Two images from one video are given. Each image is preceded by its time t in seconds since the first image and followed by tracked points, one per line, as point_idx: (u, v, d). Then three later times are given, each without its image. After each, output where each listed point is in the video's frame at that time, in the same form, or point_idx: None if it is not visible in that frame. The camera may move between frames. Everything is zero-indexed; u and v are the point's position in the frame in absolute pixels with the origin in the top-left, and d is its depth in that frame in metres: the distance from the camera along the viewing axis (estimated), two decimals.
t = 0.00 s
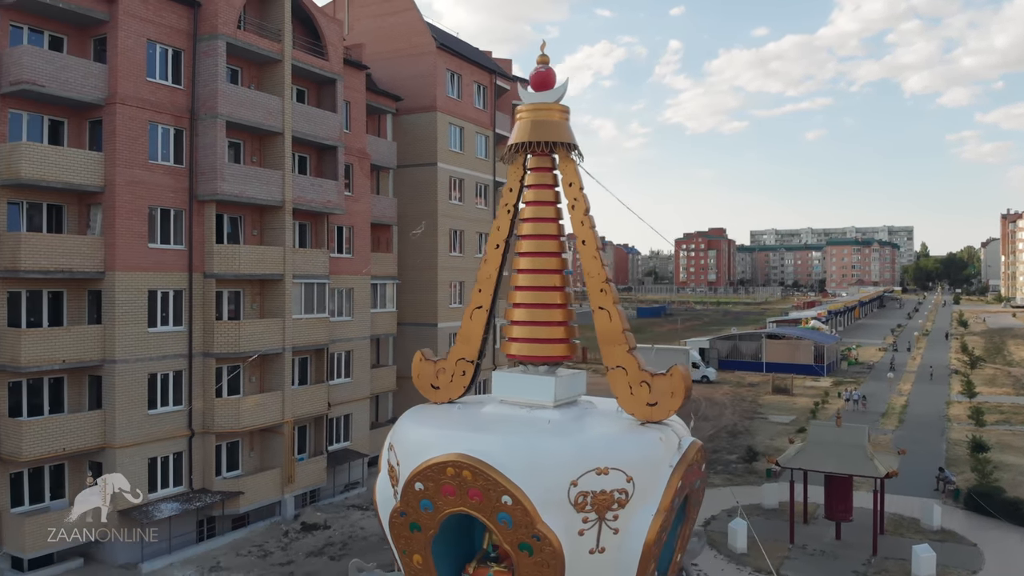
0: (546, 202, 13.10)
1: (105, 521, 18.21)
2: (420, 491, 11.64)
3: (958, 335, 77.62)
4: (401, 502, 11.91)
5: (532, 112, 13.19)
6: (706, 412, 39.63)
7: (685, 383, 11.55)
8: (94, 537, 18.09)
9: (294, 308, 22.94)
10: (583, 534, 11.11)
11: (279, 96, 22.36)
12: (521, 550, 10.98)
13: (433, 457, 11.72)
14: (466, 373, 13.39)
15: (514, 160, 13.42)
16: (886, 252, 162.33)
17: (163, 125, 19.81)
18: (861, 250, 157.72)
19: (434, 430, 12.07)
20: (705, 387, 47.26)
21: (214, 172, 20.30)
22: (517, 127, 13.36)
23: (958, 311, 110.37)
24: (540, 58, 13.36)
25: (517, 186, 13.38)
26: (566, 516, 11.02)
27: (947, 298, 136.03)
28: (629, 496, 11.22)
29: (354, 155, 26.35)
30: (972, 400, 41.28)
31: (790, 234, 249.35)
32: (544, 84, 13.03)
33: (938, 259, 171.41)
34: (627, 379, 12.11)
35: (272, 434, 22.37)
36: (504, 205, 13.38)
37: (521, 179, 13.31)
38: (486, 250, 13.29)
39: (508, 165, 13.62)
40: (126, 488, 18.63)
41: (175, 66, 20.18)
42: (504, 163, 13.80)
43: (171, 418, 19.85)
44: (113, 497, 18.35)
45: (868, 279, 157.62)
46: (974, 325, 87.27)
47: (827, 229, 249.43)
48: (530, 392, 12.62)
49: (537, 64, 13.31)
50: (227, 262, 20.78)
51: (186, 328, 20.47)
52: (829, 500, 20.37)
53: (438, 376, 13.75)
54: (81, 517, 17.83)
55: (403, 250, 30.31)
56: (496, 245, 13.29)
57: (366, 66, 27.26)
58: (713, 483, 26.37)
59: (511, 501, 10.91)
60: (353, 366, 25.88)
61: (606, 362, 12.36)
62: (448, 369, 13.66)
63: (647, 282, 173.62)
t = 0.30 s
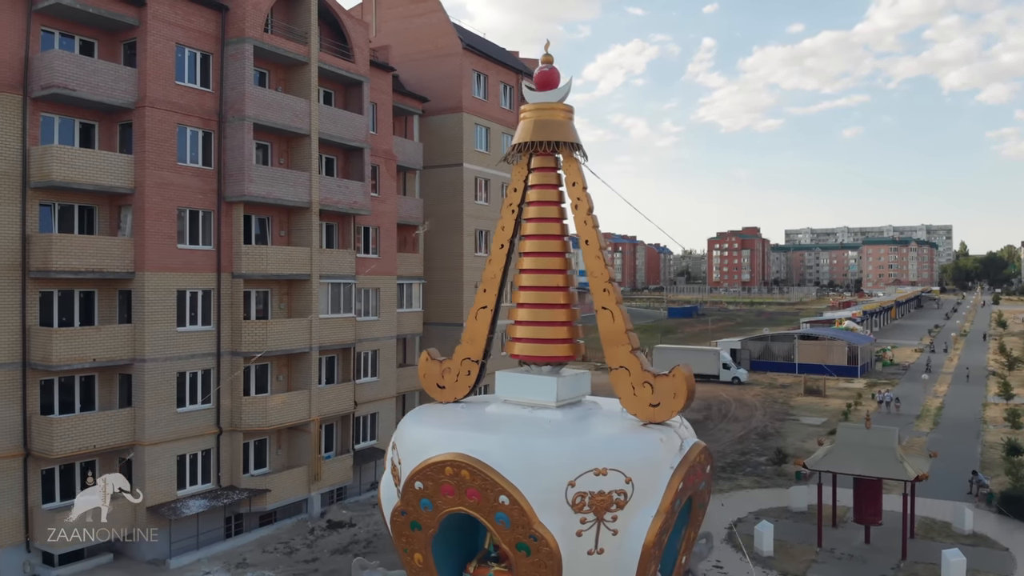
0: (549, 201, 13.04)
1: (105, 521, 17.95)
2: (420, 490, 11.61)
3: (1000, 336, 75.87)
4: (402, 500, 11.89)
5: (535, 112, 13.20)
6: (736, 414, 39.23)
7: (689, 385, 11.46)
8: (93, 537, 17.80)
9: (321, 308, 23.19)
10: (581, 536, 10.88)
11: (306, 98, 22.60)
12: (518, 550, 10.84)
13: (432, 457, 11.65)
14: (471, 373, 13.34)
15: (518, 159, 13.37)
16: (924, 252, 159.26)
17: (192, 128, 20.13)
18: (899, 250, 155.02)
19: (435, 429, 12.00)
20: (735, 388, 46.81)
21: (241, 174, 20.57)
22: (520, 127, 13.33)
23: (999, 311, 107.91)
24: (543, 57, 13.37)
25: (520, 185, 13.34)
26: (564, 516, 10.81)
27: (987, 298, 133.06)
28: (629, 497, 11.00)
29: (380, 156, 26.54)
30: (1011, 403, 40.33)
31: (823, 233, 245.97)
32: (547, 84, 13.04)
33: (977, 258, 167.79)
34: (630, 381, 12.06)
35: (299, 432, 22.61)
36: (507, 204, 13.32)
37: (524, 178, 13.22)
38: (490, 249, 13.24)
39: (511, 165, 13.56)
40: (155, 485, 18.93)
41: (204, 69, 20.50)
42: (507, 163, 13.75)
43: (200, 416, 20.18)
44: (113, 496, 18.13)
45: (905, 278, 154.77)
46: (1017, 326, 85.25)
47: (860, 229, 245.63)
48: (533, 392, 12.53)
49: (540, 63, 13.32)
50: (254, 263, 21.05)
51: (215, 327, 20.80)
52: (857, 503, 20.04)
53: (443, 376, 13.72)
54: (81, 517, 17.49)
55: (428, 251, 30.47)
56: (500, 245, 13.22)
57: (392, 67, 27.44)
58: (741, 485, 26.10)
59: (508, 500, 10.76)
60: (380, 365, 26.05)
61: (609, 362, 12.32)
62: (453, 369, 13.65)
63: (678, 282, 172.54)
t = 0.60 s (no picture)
0: (550, 199, 12.88)
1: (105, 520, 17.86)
2: (417, 488, 11.58)
3: None
4: (400, 498, 11.87)
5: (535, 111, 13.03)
6: (763, 415, 38.83)
7: (688, 385, 11.35)
8: (93, 538, 17.74)
9: (345, 307, 23.36)
10: (576, 535, 10.84)
11: (330, 100, 22.79)
12: (513, 549, 10.80)
13: (429, 455, 11.62)
14: (474, 372, 13.34)
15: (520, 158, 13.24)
16: (960, 251, 156.15)
17: (217, 130, 20.41)
18: (934, 249, 152.16)
19: (433, 427, 11.94)
20: (764, 389, 46.35)
21: (266, 175, 20.79)
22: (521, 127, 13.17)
23: None
24: (545, 56, 13.23)
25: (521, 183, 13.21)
26: (559, 516, 10.77)
27: None
28: (624, 498, 10.94)
29: (404, 157, 26.69)
30: None
31: (854, 232, 242.44)
32: (549, 83, 12.88)
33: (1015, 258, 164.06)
34: (630, 380, 11.97)
35: (323, 431, 22.80)
36: (509, 203, 13.23)
37: (526, 177, 13.08)
38: (492, 248, 13.26)
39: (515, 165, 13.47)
40: (181, 482, 19.21)
41: (229, 72, 20.77)
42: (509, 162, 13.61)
43: (225, 414, 20.45)
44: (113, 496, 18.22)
45: (940, 278, 151.86)
46: None
47: (892, 228, 241.67)
48: (534, 391, 12.45)
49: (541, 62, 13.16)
50: (279, 262, 21.25)
51: (241, 327, 21.03)
52: (884, 506, 19.74)
53: (447, 375, 13.75)
54: (81, 517, 17.65)
55: (452, 251, 30.57)
56: (503, 245, 13.22)
57: (416, 68, 27.57)
58: (766, 487, 25.84)
59: (503, 500, 10.73)
60: (404, 365, 26.17)
61: (610, 362, 12.23)
62: (456, 368, 13.62)
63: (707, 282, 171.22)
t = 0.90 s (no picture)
0: (551, 199, 12.51)
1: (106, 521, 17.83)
2: (415, 488, 11.46)
3: None
4: (399, 498, 11.79)
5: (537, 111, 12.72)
6: (792, 417, 38.38)
7: (688, 386, 11.03)
8: (94, 537, 17.85)
9: (369, 307, 23.50)
10: (571, 537, 10.59)
11: (353, 102, 22.97)
12: (509, 550, 10.66)
13: (427, 454, 11.48)
14: (476, 374, 13.03)
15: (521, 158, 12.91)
16: (998, 250, 152.89)
17: (243, 132, 20.66)
18: (970, 248, 149.17)
19: (431, 426, 11.77)
20: (793, 391, 45.84)
21: (291, 177, 21.00)
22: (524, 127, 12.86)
23: None
24: (548, 57, 12.97)
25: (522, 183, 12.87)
26: (554, 517, 10.54)
27: None
28: (621, 499, 10.67)
29: (427, 158, 26.80)
30: None
31: (886, 232, 238.64)
32: (550, 82, 12.53)
33: None
34: (629, 381, 11.65)
35: (348, 430, 22.97)
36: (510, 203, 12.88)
37: (528, 178, 12.76)
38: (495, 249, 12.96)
39: (516, 166, 13.14)
40: (207, 480, 19.47)
41: (254, 75, 21.02)
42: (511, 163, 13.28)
43: (251, 412, 20.70)
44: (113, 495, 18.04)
45: (978, 278, 148.78)
46: None
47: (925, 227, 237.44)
48: (534, 392, 12.21)
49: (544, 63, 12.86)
50: (303, 262, 21.46)
51: (266, 327, 21.27)
52: (911, 510, 19.41)
53: (449, 375, 13.48)
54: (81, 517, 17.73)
55: (475, 251, 30.64)
56: (505, 245, 12.92)
57: (439, 70, 27.66)
58: (793, 490, 25.52)
59: (498, 500, 10.55)
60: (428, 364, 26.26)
61: (610, 362, 11.92)
62: (458, 368, 13.32)
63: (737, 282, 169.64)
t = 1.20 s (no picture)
0: (550, 197, 11.55)
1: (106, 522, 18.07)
2: (409, 486, 10.83)
3: None
4: (394, 495, 11.16)
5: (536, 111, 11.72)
6: (822, 419, 37.87)
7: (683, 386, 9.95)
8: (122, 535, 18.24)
9: (392, 307, 23.64)
10: (563, 537, 9.89)
11: (377, 103, 23.12)
12: (500, 549, 9.98)
13: (420, 451, 10.84)
14: (477, 373, 12.17)
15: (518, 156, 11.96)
16: None
17: (267, 134, 20.89)
18: (1009, 248, 146.12)
19: (422, 425, 11.13)
20: (823, 392, 45.28)
21: (315, 178, 21.19)
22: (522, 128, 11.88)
23: None
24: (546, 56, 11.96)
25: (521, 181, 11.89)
26: (544, 517, 9.86)
27: None
28: (613, 499, 9.95)
29: (450, 159, 26.89)
30: None
31: (921, 231, 234.58)
32: (549, 82, 11.53)
33: None
34: (625, 381, 10.58)
35: (372, 428, 23.11)
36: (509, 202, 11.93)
37: (526, 176, 11.77)
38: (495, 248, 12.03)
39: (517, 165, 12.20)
40: (232, 477, 19.74)
41: (279, 77, 21.26)
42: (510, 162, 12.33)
43: (276, 410, 20.95)
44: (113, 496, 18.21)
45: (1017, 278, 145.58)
46: None
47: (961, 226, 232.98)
48: (530, 390, 11.32)
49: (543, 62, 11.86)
50: (327, 263, 21.63)
51: (290, 326, 21.50)
52: (938, 514, 19.07)
53: (451, 373, 12.55)
54: (81, 517, 17.94)
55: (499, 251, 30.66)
56: (504, 245, 11.96)
57: (462, 70, 27.73)
58: (820, 493, 25.17)
59: (490, 498, 9.91)
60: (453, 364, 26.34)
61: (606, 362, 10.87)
62: (460, 367, 12.43)
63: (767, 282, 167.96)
